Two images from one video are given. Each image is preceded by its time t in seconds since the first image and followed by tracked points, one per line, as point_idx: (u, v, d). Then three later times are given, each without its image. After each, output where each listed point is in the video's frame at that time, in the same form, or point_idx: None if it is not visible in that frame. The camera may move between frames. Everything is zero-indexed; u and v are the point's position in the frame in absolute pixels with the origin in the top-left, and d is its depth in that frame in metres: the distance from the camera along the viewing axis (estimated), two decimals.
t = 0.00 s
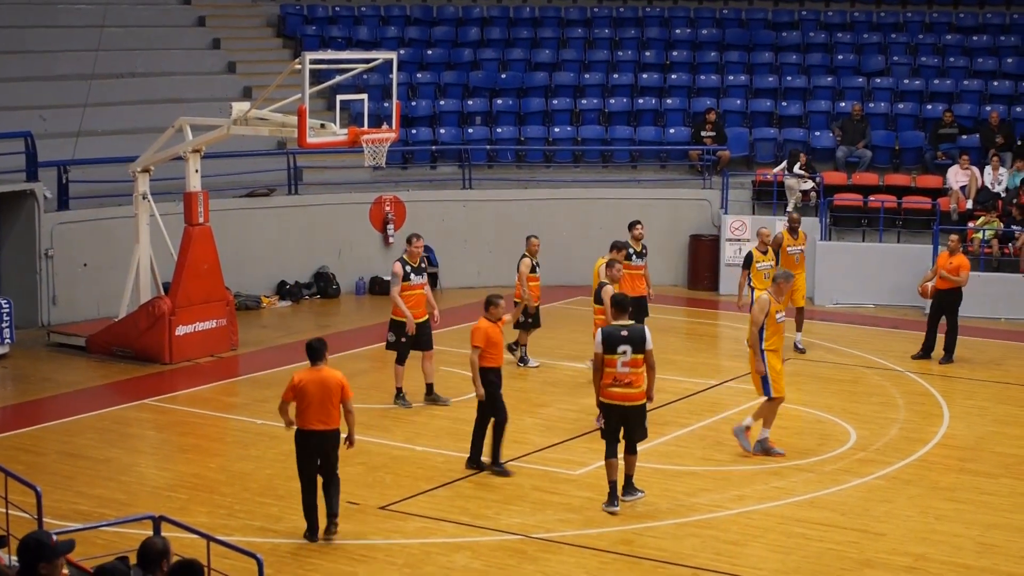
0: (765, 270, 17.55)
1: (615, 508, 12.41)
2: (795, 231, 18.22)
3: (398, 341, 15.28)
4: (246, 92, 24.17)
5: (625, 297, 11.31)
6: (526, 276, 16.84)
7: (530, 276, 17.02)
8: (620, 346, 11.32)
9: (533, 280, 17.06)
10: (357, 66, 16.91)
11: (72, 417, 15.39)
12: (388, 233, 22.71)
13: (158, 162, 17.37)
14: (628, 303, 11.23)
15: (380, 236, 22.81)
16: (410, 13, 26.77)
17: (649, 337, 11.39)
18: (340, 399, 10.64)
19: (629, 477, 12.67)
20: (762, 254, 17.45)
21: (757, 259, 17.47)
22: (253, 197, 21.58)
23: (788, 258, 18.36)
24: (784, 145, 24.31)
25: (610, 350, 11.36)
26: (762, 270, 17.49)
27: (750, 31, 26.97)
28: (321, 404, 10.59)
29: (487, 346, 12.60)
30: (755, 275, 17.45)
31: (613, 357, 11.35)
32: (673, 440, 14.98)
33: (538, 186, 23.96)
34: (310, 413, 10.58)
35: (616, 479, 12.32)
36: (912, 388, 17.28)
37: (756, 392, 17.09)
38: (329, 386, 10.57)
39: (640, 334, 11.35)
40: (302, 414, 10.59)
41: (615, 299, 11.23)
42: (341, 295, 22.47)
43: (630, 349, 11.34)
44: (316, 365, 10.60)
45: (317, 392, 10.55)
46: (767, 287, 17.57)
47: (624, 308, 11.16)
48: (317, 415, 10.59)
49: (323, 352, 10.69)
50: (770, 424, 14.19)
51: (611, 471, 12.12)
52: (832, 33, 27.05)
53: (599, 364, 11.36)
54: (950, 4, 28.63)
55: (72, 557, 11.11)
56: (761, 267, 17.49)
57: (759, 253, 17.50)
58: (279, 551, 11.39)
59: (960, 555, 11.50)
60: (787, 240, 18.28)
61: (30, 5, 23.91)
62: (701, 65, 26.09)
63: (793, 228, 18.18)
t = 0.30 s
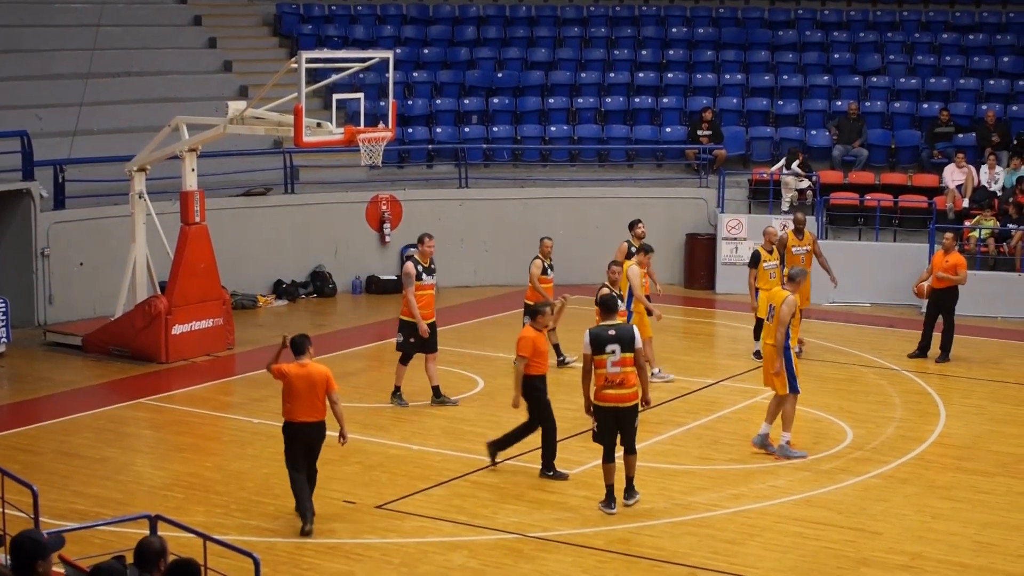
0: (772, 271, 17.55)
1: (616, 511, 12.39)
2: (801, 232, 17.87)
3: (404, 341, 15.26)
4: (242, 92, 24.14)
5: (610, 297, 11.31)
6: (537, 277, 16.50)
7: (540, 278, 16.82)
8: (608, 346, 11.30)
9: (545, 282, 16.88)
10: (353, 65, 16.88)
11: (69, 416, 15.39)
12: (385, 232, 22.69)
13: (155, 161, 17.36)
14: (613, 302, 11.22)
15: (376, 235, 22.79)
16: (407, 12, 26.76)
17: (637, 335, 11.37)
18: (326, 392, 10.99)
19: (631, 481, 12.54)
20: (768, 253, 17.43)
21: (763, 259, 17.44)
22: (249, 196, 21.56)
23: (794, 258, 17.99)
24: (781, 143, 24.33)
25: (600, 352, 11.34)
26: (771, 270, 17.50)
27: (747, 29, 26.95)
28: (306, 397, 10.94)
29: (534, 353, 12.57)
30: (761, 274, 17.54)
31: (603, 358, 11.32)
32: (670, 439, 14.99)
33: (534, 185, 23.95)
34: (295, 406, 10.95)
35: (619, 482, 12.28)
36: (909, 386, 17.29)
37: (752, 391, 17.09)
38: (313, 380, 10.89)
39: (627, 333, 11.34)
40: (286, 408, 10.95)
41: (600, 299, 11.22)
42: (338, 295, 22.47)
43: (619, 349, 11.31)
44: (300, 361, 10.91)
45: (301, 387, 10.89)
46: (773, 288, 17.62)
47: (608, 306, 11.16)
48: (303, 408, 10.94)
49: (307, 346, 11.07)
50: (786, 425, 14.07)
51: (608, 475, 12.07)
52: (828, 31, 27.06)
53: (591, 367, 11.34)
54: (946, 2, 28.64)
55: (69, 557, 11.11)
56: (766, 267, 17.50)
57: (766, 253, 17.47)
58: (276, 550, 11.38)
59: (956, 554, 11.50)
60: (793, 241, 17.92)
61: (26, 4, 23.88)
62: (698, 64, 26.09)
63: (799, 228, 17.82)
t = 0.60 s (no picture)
0: (782, 269, 17.48)
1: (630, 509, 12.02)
2: (802, 234, 17.92)
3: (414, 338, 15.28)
4: (240, 91, 24.10)
5: (609, 299, 11.28)
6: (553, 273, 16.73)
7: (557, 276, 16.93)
8: (607, 349, 11.25)
9: (562, 281, 16.96)
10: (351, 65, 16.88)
11: (67, 415, 15.39)
12: (382, 231, 22.69)
13: (152, 160, 17.35)
14: (612, 303, 11.24)
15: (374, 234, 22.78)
16: (404, 11, 26.75)
17: (635, 337, 11.34)
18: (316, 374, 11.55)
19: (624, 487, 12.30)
20: (777, 253, 17.39)
21: (773, 259, 17.38)
22: (247, 195, 21.54)
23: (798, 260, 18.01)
24: (779, 142, 24.35)
25: (598, 354, 11.29)
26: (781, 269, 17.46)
27: (745, 28, 26.95)
28: (295, 379, 11.47)
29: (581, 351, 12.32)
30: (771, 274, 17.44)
31: (601, 361, 11.27)
32: (668, 438, 14.99)
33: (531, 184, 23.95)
34: (284, 389, 11.43)
35: (630, 480, 11.96)
36: (906, 385, 17.30)
37: (750, 389, 17.10)
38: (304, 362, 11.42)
39: (626, 335, 11.32)
40: (274, 391, 11.43)
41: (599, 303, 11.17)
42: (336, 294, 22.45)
43: (618, 351, 11.27)
44: (290, 344, 11.44)
45: (292, 367, 11.40)
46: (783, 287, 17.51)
47: (607, 309, 11.14)
48: (292, 390, 11.45)
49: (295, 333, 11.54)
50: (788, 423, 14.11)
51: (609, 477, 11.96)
52: (826, 30, 27.06)
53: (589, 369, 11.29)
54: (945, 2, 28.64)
55: (67, 556, 11.10)
56: (778, 267, 17.43)
57: (775, 252, 17.48)
58: (274, 549, 11.38)
59: (954, 552, 11.51)
60: (796, 242, 17.99)
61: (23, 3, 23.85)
62: (696, 63, 26.09)
63: (800, 231, 17.87)
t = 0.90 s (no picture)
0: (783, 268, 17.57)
1: (616, 525, 11.79)
2: (808, 236, 17.11)
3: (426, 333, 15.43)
4: (236, 89, 24.08)
5: (618, 304, 11.09)
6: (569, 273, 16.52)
7: (572, 276, 16.81)
8: (609, 355, 11.06)
9: (578, 282, 16.85)
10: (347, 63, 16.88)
11: (64, 412, 15.40)
12: (379, 230, 22.70)
13: (149, 158, 17.34)
14: (620, 308, 11.05)
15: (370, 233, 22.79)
16: (401, 9, 26.76)
17: (639, 346, 11.14)
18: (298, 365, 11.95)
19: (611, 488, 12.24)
20: (779, 252, 17.41)
21: (774, 259, 17.37)
22: (243, 193, 21.54)
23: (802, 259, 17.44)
24: (775, 140, 24.36)
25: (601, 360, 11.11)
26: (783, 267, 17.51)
27: (741, 26, 26.97)
28: (279, 368, 11.88)
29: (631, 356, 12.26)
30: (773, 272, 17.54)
31: (603, 366, 11.08)
32: (665, 436, 14.99)
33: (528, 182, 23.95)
34: (266, 378, 11.86)
35: (618, 495, 11.68)
36: (903, 383, 17.31)
37: (747, 387, 17.11)
38: (287, 351, 11.84)
39: (629, 343, 11.10)
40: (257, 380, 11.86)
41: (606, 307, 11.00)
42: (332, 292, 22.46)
43: (621, 358, 11.08)
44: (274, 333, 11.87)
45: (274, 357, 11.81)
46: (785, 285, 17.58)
47: (613, 315, 10.94)
48: (275, 379, 11.88)
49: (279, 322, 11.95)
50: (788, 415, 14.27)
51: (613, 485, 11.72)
52: (822, 28, 27.06)
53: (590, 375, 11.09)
54: None
55: (63, 554, 11.10)
56: (779, 266, 17.50)
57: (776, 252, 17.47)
58: (271, 547, 11.38)
59: (950, 550, 11.51)
60: (800, 245, 17.30)
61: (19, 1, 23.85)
62: (693, 61, 26.09)
63: (806, 232, 17.14)
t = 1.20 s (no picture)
0: (775, 268, 17.34)
1: (610, 524, 11.79)
2: (816, 237, 17.45)
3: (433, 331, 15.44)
4: (232, 87, 24.09)
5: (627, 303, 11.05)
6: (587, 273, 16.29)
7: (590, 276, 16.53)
8: (611, 353, 11.01)
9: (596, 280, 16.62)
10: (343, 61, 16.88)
11: (60, 411, 15.40)
12: (375, 228, 22.70)
13: (145, 156, 17.33)
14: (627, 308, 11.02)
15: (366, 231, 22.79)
16: (397, 7, 26.76)
17: (643, 347, 11.09)
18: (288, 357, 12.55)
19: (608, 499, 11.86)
20: (769, 252, 17.26)
21: (766, 259, 17.25)
22: (239, 191, 21.52)
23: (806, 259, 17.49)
24: (771, 138, 24.36)
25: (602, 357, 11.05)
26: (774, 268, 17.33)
27: (737, 24, 26.98)
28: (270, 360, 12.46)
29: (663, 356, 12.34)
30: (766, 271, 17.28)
31: (604, 364, 11.02)
32: (661, 434, 14.98)
33: (523, 180, 23.95)
34: (258, 369, 12.43)
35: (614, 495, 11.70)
36: (899, 381, 17.32)
37: (743, 385, 17.11)
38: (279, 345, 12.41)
39: (632, 343, 11.07)
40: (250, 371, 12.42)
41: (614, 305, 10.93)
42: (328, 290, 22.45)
43: (623, 357, 11.02)
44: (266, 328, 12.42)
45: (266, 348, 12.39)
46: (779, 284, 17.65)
47: (619, 312, 10.89)
48: (265, 370, 12.46)
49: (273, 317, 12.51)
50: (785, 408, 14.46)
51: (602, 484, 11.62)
52: (818, 26, 27.07)
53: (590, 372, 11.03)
54: None
55: (59, 553, 11.10)
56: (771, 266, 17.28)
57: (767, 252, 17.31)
58: (267, 545, 11.38)
59: (946, 548, 11.52)
60: (807, 246, 17.52)
61: None
62: (689, 59, 26.08)
63: (814, 234, 17.38)
